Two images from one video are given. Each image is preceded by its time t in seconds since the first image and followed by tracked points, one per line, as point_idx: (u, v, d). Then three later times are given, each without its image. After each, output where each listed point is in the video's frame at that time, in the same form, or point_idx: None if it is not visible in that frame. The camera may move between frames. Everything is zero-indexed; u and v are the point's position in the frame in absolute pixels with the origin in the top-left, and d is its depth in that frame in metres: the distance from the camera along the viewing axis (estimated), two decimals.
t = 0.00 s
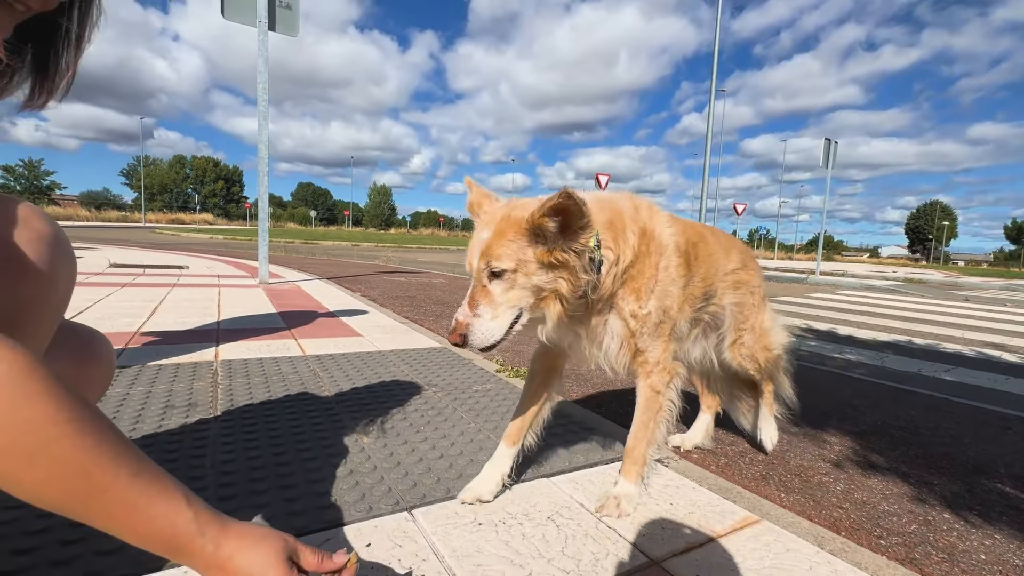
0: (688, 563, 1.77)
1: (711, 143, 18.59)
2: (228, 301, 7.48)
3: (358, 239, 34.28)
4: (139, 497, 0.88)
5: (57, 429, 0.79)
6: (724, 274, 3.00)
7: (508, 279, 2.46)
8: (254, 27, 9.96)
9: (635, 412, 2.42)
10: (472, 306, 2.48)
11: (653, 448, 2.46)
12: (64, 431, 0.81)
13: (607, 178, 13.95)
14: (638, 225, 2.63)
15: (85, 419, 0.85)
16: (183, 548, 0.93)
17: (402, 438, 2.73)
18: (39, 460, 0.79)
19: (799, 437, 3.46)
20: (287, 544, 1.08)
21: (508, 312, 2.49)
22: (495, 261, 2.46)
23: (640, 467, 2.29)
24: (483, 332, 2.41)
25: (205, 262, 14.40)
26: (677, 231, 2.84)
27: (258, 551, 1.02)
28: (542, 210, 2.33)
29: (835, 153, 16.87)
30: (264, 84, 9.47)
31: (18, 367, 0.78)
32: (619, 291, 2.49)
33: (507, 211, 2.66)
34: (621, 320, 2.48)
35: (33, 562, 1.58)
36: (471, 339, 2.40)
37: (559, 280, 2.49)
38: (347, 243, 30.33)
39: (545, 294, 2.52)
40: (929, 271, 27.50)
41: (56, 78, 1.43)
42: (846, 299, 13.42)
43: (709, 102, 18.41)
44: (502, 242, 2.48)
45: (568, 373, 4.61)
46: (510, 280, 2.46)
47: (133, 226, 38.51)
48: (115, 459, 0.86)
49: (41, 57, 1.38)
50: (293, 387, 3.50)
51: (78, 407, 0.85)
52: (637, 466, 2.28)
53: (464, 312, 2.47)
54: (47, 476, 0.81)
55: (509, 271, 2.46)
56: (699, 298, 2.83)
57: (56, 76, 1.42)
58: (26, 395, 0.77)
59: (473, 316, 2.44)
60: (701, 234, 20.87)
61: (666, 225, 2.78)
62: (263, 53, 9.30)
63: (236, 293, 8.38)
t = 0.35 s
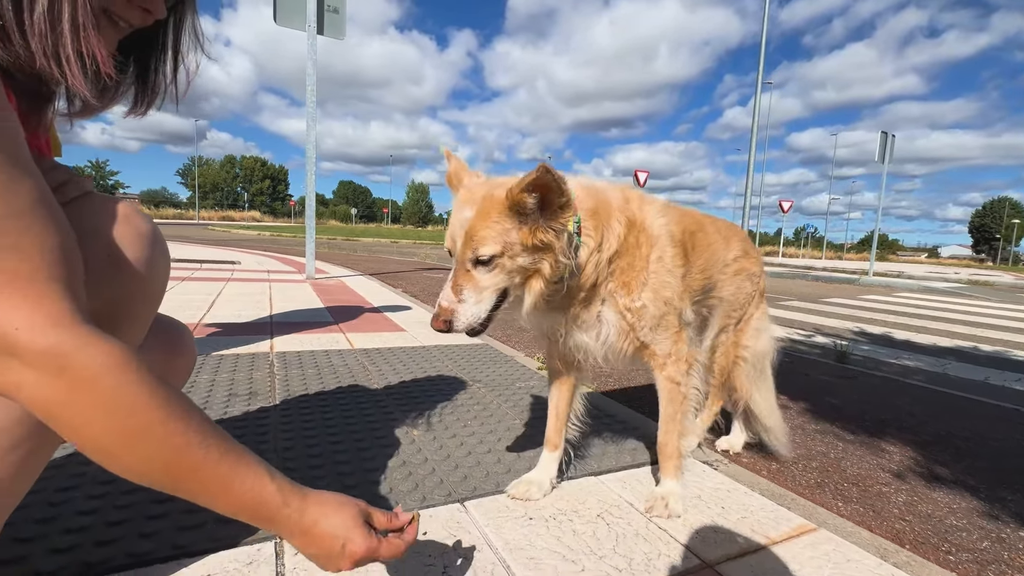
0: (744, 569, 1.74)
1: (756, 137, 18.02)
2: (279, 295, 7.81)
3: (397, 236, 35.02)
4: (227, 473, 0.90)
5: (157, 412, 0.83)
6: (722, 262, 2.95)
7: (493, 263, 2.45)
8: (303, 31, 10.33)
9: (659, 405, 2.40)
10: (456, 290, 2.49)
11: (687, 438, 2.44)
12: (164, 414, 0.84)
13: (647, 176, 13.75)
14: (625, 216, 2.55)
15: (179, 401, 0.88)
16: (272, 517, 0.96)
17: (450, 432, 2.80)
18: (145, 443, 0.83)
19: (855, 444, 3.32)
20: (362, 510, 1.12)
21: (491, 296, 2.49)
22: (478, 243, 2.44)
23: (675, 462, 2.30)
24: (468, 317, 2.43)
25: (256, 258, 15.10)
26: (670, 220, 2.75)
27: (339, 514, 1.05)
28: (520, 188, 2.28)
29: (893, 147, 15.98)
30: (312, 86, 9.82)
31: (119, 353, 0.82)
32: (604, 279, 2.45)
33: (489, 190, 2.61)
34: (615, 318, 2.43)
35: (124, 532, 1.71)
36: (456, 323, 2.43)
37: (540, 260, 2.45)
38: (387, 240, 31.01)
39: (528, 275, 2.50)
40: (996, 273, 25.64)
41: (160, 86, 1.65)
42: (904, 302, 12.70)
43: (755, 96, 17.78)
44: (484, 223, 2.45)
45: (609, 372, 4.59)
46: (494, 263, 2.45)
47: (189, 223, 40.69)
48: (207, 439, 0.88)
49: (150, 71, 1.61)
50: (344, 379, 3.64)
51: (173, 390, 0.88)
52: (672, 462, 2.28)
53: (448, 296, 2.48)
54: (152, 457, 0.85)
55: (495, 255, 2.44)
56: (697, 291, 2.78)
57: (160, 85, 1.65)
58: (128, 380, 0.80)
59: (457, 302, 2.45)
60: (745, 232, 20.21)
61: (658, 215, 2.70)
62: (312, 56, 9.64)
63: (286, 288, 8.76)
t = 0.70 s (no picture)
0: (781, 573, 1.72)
1: (795, 133, 17.51)
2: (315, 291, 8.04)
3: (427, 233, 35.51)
4: (274, 438, 0.98)
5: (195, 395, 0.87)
6: (712, 256, 3.09)
7: (508, 318, 2.30)
8: (340, 33, 10.58)
9: (614, 397, 2.30)
10: (473, 352, 2.29)
11: (628, 439, 2.29)
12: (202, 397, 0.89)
13: (679, 173, 13.59)
14: (620, 207, 2.59)
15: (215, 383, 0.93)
16: (321, 466, 1.07)
17: (482, 427, 2.84)
18: (188, 424, 0.89)
19: (899, 451, 3.21)
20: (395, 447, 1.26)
21: (509, 352, 2.35)
22: (490, 302, 2.27)
23: (613, 461, 2.11)
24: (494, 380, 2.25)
25: (293, 254, 15.60)
26: (661, 216, 2.79)
27: (378, 453, 1.19)
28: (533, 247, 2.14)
29: (943, 142, 15.20)
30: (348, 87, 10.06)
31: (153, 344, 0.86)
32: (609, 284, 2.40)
33: (486, 240, 2.42)
34: (606, 315, 2.39)
35: (180, 512, 1.82)
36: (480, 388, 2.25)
37: (552, 309, 2.38)
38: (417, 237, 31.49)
39: (539, 322, 2.41)
40: None
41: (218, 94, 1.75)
42: (953, 304, 12.08)
43: (795, 89, 17.18)
44: (492, 279, 2.28)
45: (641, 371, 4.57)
46: (510, 319, 2.31)
47: (228, 220, 42.23)
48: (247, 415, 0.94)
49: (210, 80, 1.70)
50: (379, 373, 3.74)
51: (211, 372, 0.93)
52: (608, 459, 2.10)
53: (466, 361, 2.27)
54: (199, 436, 0.91)
55: (508, 310, 2.29)
56: (685, 288, 2.91)
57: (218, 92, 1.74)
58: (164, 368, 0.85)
59: (477, 364, 2.26)
60: (781, 230, 19.60)
61: (649, 210, 2.73)
62: (348, 57, 9.88)
63: (322, 283, 9.02)
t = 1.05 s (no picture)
0: (797, 569, 1.70)
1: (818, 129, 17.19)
2: (333, 286, 8.17)
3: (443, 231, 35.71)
4: (283, 419, 1.02)
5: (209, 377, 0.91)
6: (721, 246, 3.06)
7: (487, 336, 2.21)
8: (358, 31, 10.69)
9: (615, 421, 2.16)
10: (444, 362, 2.18)
11: (632, 470, 2.16)
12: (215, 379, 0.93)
13: (696, 170, 13.46)
14: (627, 203, 2.61)
15: (228, 366, 0.96)
16: (333, 446, 1.11)
17: (497, 419, 2.87)
18: (201, 406, 0.92)
19: (922, 451, 3.14)
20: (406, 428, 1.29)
21: (483, 373, 2.21)
22: (471, 318, 2.19)
23: (615, 494, 1.97)
24: (458, 396, 2.10)
25: (312, 250, 15.83)
26: (673, 206, 2.76)
27: (389, 435, 1.22)
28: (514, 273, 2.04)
29: (974, 137, 14.76)
30: (366, 84, 10.17)
31: (168, 328, 0.89)
32: (616, 292, 2.36)
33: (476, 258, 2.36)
34: (613, 318, 2.33)
35: (205, 495, 1.88)
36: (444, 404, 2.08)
37: (535, 337, 2.29)
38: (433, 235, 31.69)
39: (519, 347, 2.29)
40: None
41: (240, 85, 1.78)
42: (983, 305, 11.71)
43: (817, 84, 16.82)
44: (477, 295, 2.22)
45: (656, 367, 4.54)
46: (489, 337, 2.21)
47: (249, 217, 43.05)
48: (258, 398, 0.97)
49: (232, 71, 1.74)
50: (395, 366, 3.80)
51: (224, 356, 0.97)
52: (611, 493, 1.96)
53: (434, 373, 2.14)
54: (211, 417, 0.94)
55: (487, 328, 2.21)
56: (698, 280, 2.89)
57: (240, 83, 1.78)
58: (179, 351, 0.89)
59: (446, 374, 2.13)
60: (803, 229, 19.23)
61: (660, 202, 2.71)
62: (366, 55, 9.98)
63: (340, 279, 9.15)
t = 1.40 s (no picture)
0: (812, 567, 1.68)
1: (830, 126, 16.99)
2: (343, 284, 8.23)
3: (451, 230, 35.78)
4: (286, 418, 1.01)
5: (214, 372, 0.91)
6: (734, 240, 3.04)
7: (500, 329, 2.22)
8: (367, 30, 10.73)
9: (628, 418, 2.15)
10: (456, 357, 2.17)
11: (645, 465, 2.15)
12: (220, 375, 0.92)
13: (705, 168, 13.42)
14: (641, 199, 2.59)
15: (234, 361, 0.96)
16: (336, 447, 1.10)
17: (507, 416, 2.86)
18: (205, 402, 0.92)
19: (937, 451, 3.09)
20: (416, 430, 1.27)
21: (495, 372, 2.19)
22: (486, 311, 2.22)
23: (627, 490, 1.96)
24: (467, 391, 2.09)
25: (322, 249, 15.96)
26: (687, 203, 2.74)
27: (395, 438, 1.20)
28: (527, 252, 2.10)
29: (989, 135, 14.54)
30: (376, 83, 10.21)
31: (175, 321, 0.90)
32: (632, 290, 2.33)
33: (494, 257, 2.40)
34: (630, 315, 2.31)
35: (217, 487, 1.89)
36: (450, 399, 2.07)
37: (551, 333, 2.28)
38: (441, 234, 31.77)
39: (533, 344, 2.28)
40: None
41: (251, 78, 1.81)
42: (999, 305, 11.53)
43: (829, 81, 16.65)
44: (493, 288, 2.25)
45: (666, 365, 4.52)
46: (502, 331, 2.21)
47: (259, 216, 43.43)
48: (262, 395, 0.97)
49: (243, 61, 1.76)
50: (405, 362, 3.81)
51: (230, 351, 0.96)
52: (623, 489, 1.95)
53: (445, 367, 2.14)
54: (215, 413, 0.94)
55: (502, 321, 2.22)
56: (712, 277, 2.86)
57: (252, 77, 1.81)
58: (185, 345, 0.88)
59: (457, 368, 2.12)
60: (814, 228, 19.04)
61: (676, 199, 2.68)
62: (375, 53, 10.01)
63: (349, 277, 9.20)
